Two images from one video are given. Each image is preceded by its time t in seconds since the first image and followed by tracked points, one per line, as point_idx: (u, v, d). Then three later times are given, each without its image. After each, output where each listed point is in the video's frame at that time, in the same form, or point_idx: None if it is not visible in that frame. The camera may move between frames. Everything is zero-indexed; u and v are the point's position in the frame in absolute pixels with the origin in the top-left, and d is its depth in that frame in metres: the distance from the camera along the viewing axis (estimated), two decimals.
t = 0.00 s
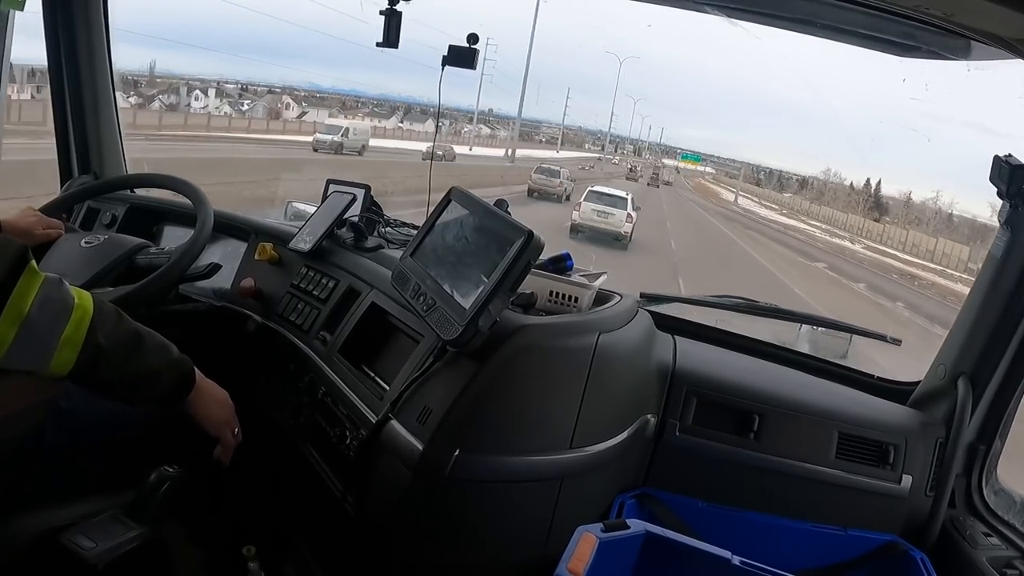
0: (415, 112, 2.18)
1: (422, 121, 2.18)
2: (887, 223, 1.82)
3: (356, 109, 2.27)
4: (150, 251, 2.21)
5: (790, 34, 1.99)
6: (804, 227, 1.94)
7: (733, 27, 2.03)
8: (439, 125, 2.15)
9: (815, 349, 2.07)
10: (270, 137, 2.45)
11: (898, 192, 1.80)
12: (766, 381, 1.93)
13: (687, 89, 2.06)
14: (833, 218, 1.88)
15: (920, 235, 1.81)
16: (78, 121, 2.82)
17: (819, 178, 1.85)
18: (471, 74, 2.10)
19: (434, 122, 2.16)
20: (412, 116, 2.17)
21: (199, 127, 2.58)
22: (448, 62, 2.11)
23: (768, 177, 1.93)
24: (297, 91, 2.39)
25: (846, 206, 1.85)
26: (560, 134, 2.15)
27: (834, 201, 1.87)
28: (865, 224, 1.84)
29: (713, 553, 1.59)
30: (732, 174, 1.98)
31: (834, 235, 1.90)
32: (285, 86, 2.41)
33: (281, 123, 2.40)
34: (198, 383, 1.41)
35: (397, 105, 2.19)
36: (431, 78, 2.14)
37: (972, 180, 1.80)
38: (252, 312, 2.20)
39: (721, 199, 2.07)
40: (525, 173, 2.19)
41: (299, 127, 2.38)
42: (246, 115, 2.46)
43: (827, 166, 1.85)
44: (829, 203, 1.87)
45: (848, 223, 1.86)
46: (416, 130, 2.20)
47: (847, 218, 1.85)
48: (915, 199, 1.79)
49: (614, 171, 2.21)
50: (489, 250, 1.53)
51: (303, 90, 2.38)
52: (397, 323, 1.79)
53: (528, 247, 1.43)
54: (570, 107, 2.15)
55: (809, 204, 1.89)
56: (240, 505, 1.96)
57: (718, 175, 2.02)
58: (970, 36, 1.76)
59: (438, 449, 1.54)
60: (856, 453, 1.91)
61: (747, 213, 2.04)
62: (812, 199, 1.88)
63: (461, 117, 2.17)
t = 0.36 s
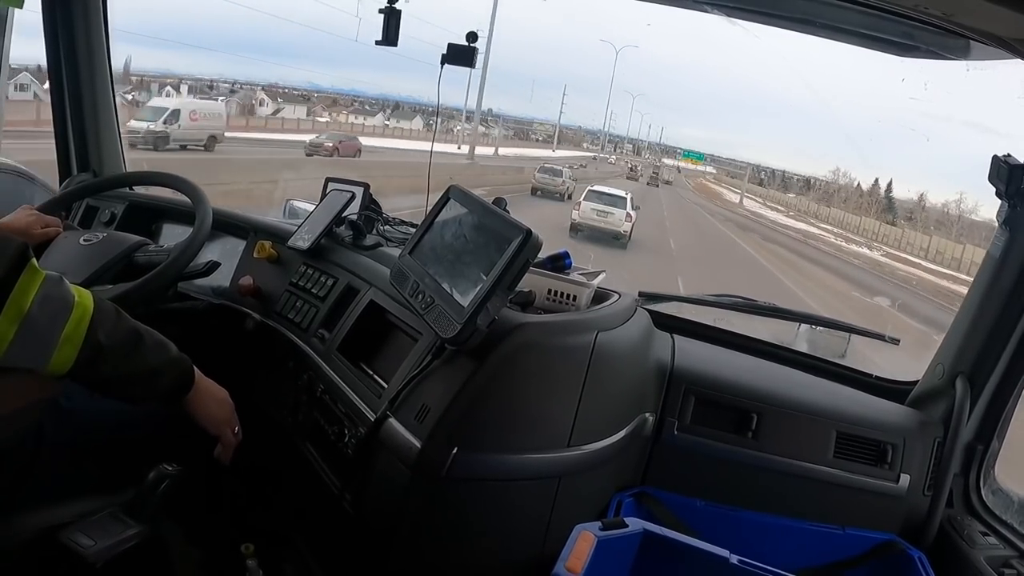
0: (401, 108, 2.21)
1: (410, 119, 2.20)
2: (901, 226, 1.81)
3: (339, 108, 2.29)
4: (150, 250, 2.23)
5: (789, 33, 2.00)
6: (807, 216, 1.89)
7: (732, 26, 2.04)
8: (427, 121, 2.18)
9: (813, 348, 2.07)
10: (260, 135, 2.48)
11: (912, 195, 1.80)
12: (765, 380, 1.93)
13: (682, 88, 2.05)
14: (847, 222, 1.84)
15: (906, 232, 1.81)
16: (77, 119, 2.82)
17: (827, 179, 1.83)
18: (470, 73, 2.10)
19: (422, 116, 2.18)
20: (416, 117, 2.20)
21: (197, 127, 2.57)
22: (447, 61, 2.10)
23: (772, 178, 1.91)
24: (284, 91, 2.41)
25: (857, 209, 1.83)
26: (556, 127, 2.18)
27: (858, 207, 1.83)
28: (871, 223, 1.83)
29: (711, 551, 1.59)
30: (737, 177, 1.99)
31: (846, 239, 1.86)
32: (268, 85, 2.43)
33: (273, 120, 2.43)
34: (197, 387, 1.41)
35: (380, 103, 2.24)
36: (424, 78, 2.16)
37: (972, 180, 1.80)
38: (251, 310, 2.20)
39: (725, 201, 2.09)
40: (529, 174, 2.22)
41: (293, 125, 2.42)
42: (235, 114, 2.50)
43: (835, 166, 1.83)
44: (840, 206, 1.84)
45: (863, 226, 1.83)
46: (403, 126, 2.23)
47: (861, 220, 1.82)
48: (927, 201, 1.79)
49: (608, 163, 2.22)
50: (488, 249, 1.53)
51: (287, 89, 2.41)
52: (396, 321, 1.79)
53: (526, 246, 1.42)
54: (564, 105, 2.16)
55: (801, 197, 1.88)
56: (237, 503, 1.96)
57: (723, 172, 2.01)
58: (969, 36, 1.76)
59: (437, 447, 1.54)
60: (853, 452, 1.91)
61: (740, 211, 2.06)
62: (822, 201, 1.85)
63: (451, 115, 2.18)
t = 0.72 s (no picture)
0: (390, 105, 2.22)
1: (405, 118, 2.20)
2: (909, 227, 1.82)
3: (324, 105, 2.35)
4: (147, 254, 2.19)
5: (787, 34, 2.00)
6: (811, 219, 1.91)
7: (731, 27, 2.04)
8: (425, 122, 2.18)
9: (814, 349, 2.07)
10: (259, 132, 2.55)
11: (925, 196, 1.80)
12: (765, 382, 1.93)
13: (684, 87, 2.06)
14: (857, 223, 1.84)
15: (917, 234, 1.81)
16: (76, 121, 2.81)
17: (838, 182, 1.82)
18: (472, 74, 2.09)
19: (412, 113, 2.18)
20: (419, 119, 2.19)
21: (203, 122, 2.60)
22: (448, 63, 2.09)
23: (773, 176, 1.91)
24: (275, 90, 2.43)
25: (869, 210, 1.83)
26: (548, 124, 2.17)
27: (871, 209, 1.83)
28: (889, 227, 1.83)
29: (711, 553, 1.59)
30: (742, 176, 1.98)
31: (864, 245, 1.86)
32: (256, 83, 2.44)
33: (268, 116, 2.50)
34: (198, 389, 1.41)
35: (366, 99, 2.25)
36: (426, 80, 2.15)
37: (971, 181, 1.80)
38: (250, 313, 2.20)
39: (739, 208, 2.07)
40: (532, 173, 2.23)
41: (289, 123, 2.46)
42: (232, 112, 2.54)
43: (843, 166, 1.83)
44: (850, 207, 1.84)
45: (878, 230, 1.84)
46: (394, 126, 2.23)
47: (879, 223, 1.83)
48: (938, 201, 1.79)
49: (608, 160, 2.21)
50: (488, 252, 1.52)
51: (279, 90, 2.42)
52: (396, 324, 1.78)
53: (526, 249, 1.42)
54: (565, 105, 2.16)
55: (804, 198, 1.89)
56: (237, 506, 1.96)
57: (727, 172, 2.00)
58: (968, 37, 1.76)
59: (437, 450, 1.54)
60: (853, 454, 1.91)
61: (742, 210, 2.06)
62: (832, 203, 1.85)
63: (438, 112, 2.16)
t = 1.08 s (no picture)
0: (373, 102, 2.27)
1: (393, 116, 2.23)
2: (926, 232, 1.81)
3: (305, 101, 2.37)
4: (147, 250, 2.21)
5: (787, 32, 1.99)
6: (825, 225, 1.89)
7: (730, 25, 2.04)
8: (416, 120, 2.20)
9: (812, 346, 2.07)
10: (240, 130, 2.56)
11: (940, 199, 1.80)
12: (763, 379, 1.93)
13: (688, 88, 2.06)
14: (873, 226, 1.82)
15: (910, 232, 1.81)
16: (75, 118, 2.81)
17: (848, 185, 1.82)
18: (468, 71, 2.09)
19: (396, 109, 2.22)
20: (415, 117, 2.18)
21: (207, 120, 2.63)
22: (445, 61, 2.10)
23: (777, 177, 1.91)
24: (257, 87, 2.43)
25: (872, 210, 1.81)
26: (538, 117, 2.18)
27: (890, 214, 1.81)
28: (909, 233, 1.81)
29: (709, 550, 1.59)
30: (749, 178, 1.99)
31: (883, 251, 1.84)
32: (240, 81, 2.46)
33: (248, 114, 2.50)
34: (197, 383, 1.41)
35: (347, 96, 2.28)
36: (415, 78, 2.16)
37: (971, 178, 1.80)
38: (249, 309, 2.20)
39: (746, 211, 2.07)
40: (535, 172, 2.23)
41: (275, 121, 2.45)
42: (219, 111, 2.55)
43: (849, 168, 1.82)
44: (862, 209, 1.82)
45: (897, 236, 1.82)
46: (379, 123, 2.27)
47: (896, 229, 1.81)
48: (953, 203, 1.80)
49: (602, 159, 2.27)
50: (486, 249, 1.52)
51: (257, 87, 2.43)
52: (394, 320, 1.79)
53: (524, 245, 1.42)
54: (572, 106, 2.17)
55: (807, 198, 1.89)
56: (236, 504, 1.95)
57: (732, 172, 2.02)
58: (968, 35, 1.76)
59: (436, 446, 1.54)
60: (851, 451, 1.91)
61: (746, 209, 2.07)
62: (839, 203, 1.85)
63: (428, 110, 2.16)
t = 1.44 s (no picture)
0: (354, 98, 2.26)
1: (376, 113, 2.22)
2: (946, 235, 1.84)
3: (287, 97, 2.45)
4: (142, 253, 2.17)
5: (787, 30, 1.99)
6: (834, 228, 1.88)
7: (729, 24, 2.04)
8: (404, 118, 2.19)
9: (812, 344, 2.07)
10: (235, 128, 2.59)
11: (954, 201, 1.82)
12: (763, 377, 1.94)
13: (688, 88, 2.09)
14: (886, 229, 1.82)
15: (916, 230, 1.81)
16: (74, 117, 2.82)
17: (855, 186, 1.83)
18: (467, 70, 2.09)
19: (381, 106, 2.22)
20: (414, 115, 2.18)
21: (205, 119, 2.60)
22: (443, 58, 2.10)
23: (779, 177, 1.91)
24: (243, 85, 2.48)
25: (870, 207, 1.82)
26: (526, 112, 2.20)
27: (901, 213, 1.81)
28: (929, 236, 1.82)
29: (709, 549, 1.60)
30: (759, 177, 1.96)
31: (906, 258, 1.85)
32: (224, 78, 2.51)
33: (240, 111, 2.54)
34: (197, 384, 1.42)
35: (333, 94, 2.30)
36: (400, 75, 2.19)
37: (970, 176, 1.81)
38: (249, 308, 2.21)
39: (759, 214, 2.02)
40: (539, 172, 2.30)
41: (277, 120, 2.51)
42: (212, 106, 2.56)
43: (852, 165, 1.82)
44: (870, 211, 1.82)
45: (920, 242, 1.83)
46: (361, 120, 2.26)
47: (914, 232, 1.81)
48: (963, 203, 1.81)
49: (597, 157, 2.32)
50: (485, 247, 1.52)
51: (241, 85, 2.49)
52: (393, 319, 1.79)
53: (524, 244, 1.42)
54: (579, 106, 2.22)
55: (815, 200, 1.88)
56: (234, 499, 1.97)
57: (735, 173, 2.00)
58: (968, 33, 1.76)
59: (435, 445, 1.55)
60: (850, 448, 1.91)
61: (754, 210, 2.03)
62: (848, 204, 1.84)
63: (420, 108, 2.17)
